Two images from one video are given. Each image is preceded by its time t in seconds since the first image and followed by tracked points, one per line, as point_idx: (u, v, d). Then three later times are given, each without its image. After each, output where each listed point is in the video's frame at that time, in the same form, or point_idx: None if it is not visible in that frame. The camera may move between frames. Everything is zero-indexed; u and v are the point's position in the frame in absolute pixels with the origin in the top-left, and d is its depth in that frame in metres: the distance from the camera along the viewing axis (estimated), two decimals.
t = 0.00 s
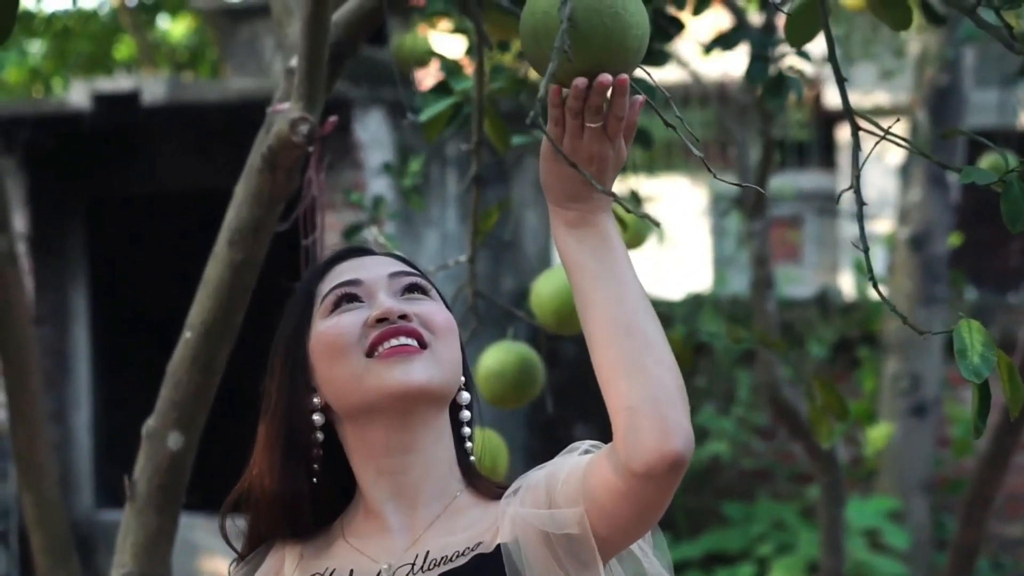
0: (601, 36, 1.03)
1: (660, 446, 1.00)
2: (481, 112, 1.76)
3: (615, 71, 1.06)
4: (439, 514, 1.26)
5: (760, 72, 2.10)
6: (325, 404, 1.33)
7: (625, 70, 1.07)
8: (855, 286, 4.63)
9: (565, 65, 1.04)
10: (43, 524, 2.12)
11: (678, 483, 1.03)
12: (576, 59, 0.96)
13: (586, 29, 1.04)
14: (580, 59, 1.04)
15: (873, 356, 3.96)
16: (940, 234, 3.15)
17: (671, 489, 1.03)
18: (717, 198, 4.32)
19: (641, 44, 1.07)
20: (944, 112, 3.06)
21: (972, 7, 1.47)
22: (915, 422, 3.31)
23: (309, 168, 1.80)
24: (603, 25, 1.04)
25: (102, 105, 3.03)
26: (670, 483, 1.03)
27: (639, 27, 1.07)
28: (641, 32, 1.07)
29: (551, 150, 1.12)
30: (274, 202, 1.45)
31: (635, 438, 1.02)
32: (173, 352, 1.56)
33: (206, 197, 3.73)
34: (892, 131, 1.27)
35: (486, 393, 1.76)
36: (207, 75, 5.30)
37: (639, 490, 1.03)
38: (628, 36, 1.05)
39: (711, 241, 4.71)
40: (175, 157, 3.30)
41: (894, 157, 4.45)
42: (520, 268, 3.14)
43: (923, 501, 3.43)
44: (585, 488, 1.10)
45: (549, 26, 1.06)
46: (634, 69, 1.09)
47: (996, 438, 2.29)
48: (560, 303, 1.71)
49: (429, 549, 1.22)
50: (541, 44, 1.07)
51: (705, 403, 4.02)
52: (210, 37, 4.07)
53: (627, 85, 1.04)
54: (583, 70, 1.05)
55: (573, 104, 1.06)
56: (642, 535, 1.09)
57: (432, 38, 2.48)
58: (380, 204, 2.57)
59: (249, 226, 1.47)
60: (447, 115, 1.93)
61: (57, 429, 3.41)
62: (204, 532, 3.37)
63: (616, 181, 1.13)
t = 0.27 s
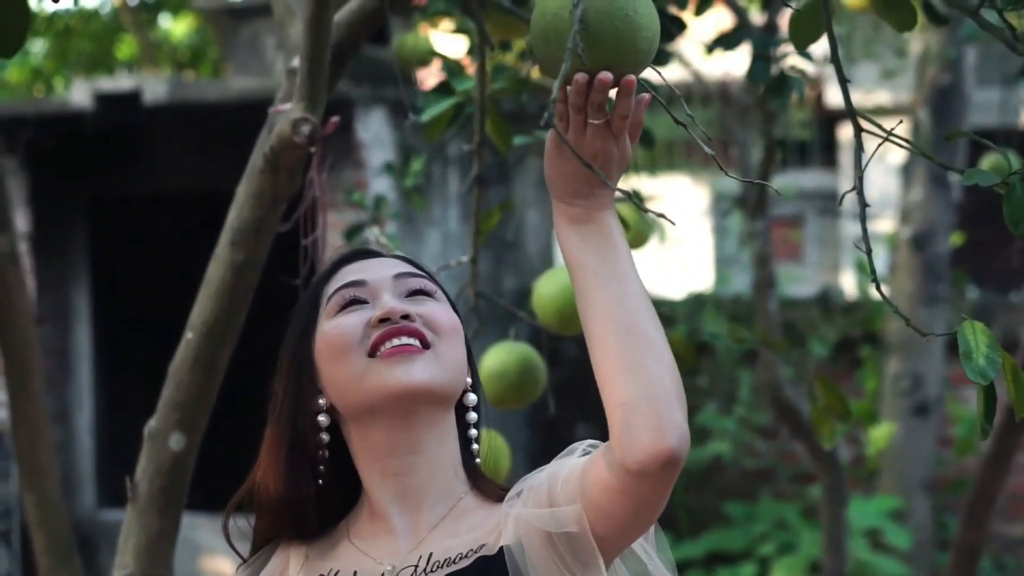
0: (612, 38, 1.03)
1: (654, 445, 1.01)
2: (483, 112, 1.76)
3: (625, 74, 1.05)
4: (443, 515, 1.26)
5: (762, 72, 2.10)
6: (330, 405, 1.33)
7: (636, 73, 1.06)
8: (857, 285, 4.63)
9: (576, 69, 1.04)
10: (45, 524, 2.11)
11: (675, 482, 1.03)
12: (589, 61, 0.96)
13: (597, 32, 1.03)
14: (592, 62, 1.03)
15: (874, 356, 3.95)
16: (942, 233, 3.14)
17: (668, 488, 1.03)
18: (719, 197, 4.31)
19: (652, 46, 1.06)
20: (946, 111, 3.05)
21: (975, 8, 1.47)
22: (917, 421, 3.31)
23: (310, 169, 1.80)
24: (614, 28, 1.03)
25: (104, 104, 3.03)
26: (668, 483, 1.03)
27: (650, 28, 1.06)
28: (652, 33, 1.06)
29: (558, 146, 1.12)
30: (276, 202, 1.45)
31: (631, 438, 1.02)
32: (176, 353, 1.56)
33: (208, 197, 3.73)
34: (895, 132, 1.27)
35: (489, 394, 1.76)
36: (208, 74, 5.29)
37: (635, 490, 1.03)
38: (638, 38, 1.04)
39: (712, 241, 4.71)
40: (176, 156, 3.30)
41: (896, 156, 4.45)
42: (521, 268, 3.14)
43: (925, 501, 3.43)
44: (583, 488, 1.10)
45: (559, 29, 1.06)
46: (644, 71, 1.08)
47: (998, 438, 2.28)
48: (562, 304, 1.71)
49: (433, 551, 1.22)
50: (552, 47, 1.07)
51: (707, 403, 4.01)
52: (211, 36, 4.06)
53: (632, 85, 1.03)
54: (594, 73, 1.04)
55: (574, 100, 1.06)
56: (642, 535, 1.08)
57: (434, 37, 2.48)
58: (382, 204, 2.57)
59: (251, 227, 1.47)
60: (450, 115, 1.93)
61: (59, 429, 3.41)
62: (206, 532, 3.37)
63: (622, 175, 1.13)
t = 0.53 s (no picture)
0: (618, 43, 1.02)
1: (662, 460, 1.00)
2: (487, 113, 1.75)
3: (633, 77, 1.04)
4: (449, 520, 1.26)
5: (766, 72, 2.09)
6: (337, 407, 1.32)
7: (643, 76, 1.05)
8: (860, 285, 4.61)
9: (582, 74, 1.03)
10: (48, 524, 2.10)
11: (683, 495, 1.03)
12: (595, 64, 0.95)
13: (603, 38, 1.02)
14: (597, 67, 1.03)
15: (878, 356, 3.93)
16: (945, 233, 3.13)
17: (676, 503, 1.03)
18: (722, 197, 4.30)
19: (659, 49, 1.05)
20: (950, 111, 3.04)
21: (980, 10, 1.45)
22: (920, 422, 3.30)
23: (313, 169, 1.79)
24: (620, 31, 1.02)
25: (106, 104, 3.02)
26: (677, 496, 1.02)
27: (657, 31, 1.05)
28: (659, 36, 1.05)
29: (562, 155, 1.11)
30: (279, 203, 1.45)
31: (638, 449, 1.01)
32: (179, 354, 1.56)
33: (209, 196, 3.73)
34: (899, 134, 1.26)
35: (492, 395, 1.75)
36: (211, 73, 5.29)
37: (645, 505, 1.03)
38: (645, 42, 1.03)
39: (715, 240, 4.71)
40: (178, 156, 3.29)
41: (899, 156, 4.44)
42: (524, 268, 3.13)
43: (928, 502, 3.41)
44: (591, 499, 1.09)
45: (565, 34, 1.05)
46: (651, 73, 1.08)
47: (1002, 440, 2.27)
48: (565, 305, 1.71)
49: (439, 556, 1.22)
50: (558, 51, 1.06)
51: (710, 403, 4.00)
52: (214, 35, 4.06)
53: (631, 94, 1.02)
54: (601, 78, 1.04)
55: (578, 112, 1.04)
56: (651, 545, 1.08)
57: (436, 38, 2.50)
58: (385, 204, 2.56)
59: (254, 228, 1.47)
60: (453, 116, 1.92)
61: (61, 429, 3.41)
62: (209, 532, 3.37)
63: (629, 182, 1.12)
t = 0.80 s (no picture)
0: (630, 41, 1.01)
1: (669, 460, 0.99)
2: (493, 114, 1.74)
3: (644, 77, 1.03)
4: (460, 526, 1.25)
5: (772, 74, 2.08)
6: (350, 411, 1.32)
7: (654, 76, 1.04)
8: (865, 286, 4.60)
9: (593, 72, 1.02)
10: (52, 526, 2.08)
11: (691, 497, 1.01)
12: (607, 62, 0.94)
13: (616, 35, 1.01)
14: (609, 66, 1.02)
15: (884, 357, 3.92)
16: (951, 234, 3.11)
17: (684, 503, 1.02)
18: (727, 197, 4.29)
19: (671, 49, 1.05)
20: (956, 111, 3.03)
21: (988, 10, 1.44)
22: (927, 423, 3.29)
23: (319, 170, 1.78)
24: (632, 27, 1.01)
25: (110, 105, 3.02)
26: (685, 496, 1.01)
27: (669, 31, 1.04)
28: (671, 36, 1.04)
29: (575, 154, 1.11)
30: (284, 204, 1.44)
31: (645, 450, 1.00)
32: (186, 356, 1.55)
33: (213, 196, 3.72)
34: (908, 137, 1.25)
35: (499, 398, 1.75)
36: (215, 74, 5.28)
37: (651, 504, 1.02)
38: (658, 41, 1.02)
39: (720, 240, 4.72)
40: (182, 156, 3.29)
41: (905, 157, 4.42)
42: (529, 269, 3.13)
43: (934, 503, 3.40)
44: (599, 502, 1.08)
45: (576, 32, 1.04)
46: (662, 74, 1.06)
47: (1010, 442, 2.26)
48: (573, 308, 1.70)
49: (449, 562, 1.21)
50: (568, 50, 1.05)
51: (716, 404, 3.99)
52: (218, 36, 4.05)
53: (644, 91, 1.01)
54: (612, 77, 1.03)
55: (589, 105, 1.04)
56: (660, 547, 1.06)
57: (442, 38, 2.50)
58: (390, 205, 2.55)
59: (259, 230, 1.46)
60: (459, 117, 1.91)
61: (65, 430, 3.40)
62: (213, 533, 3.36)
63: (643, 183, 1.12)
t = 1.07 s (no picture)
0: (634, 41, 1.00)
1: (676, 470, 0.98)
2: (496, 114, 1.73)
3: (648, 76, 1.02)
4: (466, 531, 1.24)
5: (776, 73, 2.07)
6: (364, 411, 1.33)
7: (658, 75, 1.04)
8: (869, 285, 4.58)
9: (596, 73, 1.01)
10: (54, 526, 2.05)
11: (699, 506, 1.00)
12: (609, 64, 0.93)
13: (619, 35, 1.00)
14: (613, 67, 1.01)
15: (888, 357, 3.90)
16: (955, 234, 3.10)
17: (692, 513, 1.00)
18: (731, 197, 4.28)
19: (675, 47, 1.04)
20: (960, 110, 3.01)
21: (995, 9, 1.43)
22: (931, 423, 3.27)
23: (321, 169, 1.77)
24: (635, 28, 1.00)
25: (113, 104, 3.01)
26: (693, 506, 1.00)
27: (673, 29, 1.03)
28: (674, 34, 1.03)
29: (577, 161, 1.10)
30: (287, 204, 1.44)
31: (650, 458, 0.99)
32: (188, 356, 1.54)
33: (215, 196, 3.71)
34: (915, 136, 1.24)
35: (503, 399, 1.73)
36: (217, 73, 5.27)
37: (657, 515, 1.01)
38: (661, 39, 1.02)
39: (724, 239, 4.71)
40: (184, 156, 3.28)
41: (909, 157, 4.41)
42: (532, 268, 3.11)
43: (939, 503, 3.38)
44: (607, 510, 1.07)
45: (580, 31, 1.03)
46: (666, 73, 1.06)
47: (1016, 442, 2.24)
48: (577, 310, 1.69)
49: (455, 566, 1.20)
50: (571, 50, 1.04)
51: (720, 404, 3.97)
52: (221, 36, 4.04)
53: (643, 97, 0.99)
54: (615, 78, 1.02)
55: (589, 113, 1.02)
56: (668, 557, 1.05)
57: (445, 38, 2.50)
58: (392, 205, 2.54)
59: (261, 231, 1.45)
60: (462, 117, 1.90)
61: (67, 430, 3.40)
62: (215, 533, 3.35)
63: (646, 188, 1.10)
